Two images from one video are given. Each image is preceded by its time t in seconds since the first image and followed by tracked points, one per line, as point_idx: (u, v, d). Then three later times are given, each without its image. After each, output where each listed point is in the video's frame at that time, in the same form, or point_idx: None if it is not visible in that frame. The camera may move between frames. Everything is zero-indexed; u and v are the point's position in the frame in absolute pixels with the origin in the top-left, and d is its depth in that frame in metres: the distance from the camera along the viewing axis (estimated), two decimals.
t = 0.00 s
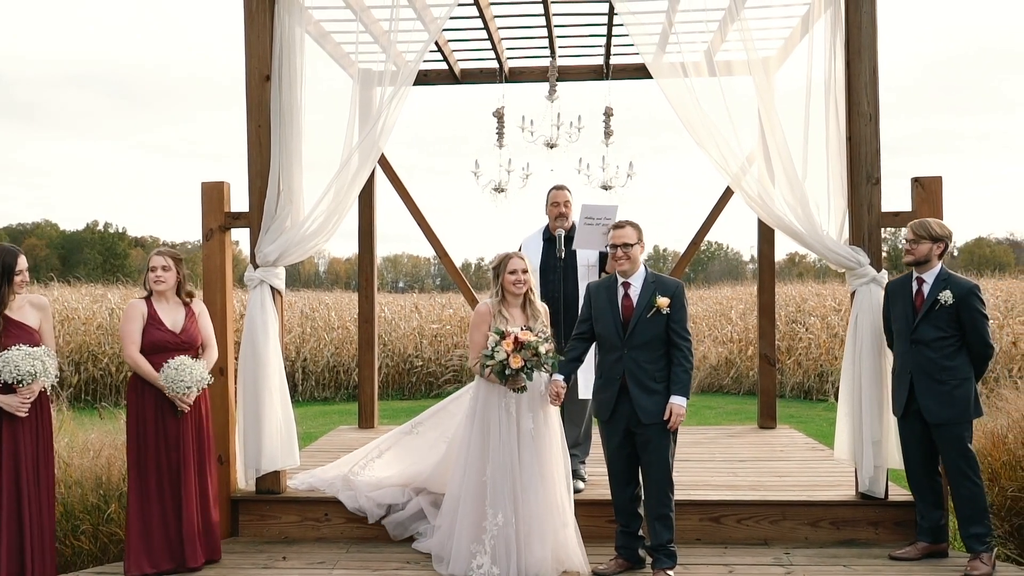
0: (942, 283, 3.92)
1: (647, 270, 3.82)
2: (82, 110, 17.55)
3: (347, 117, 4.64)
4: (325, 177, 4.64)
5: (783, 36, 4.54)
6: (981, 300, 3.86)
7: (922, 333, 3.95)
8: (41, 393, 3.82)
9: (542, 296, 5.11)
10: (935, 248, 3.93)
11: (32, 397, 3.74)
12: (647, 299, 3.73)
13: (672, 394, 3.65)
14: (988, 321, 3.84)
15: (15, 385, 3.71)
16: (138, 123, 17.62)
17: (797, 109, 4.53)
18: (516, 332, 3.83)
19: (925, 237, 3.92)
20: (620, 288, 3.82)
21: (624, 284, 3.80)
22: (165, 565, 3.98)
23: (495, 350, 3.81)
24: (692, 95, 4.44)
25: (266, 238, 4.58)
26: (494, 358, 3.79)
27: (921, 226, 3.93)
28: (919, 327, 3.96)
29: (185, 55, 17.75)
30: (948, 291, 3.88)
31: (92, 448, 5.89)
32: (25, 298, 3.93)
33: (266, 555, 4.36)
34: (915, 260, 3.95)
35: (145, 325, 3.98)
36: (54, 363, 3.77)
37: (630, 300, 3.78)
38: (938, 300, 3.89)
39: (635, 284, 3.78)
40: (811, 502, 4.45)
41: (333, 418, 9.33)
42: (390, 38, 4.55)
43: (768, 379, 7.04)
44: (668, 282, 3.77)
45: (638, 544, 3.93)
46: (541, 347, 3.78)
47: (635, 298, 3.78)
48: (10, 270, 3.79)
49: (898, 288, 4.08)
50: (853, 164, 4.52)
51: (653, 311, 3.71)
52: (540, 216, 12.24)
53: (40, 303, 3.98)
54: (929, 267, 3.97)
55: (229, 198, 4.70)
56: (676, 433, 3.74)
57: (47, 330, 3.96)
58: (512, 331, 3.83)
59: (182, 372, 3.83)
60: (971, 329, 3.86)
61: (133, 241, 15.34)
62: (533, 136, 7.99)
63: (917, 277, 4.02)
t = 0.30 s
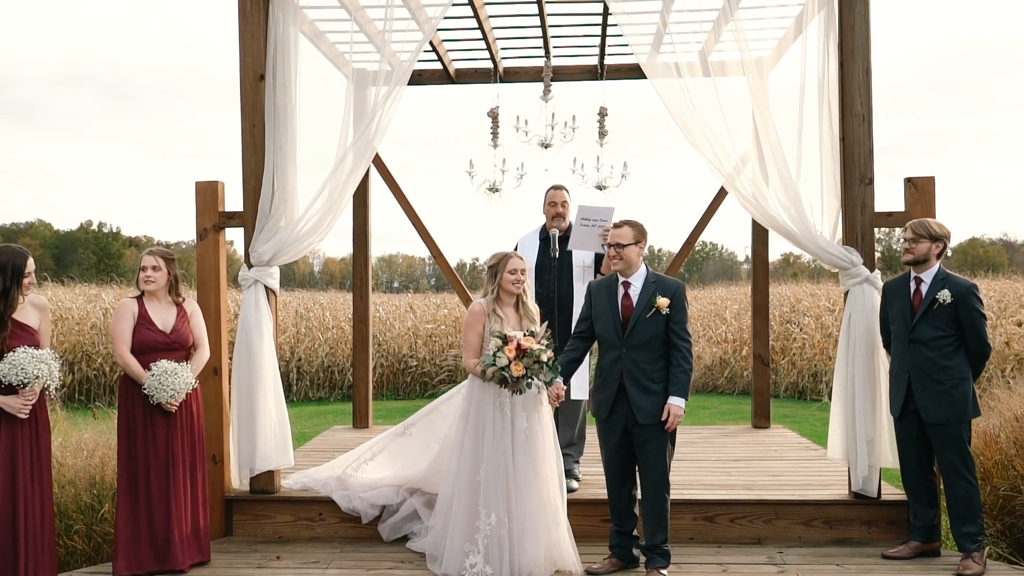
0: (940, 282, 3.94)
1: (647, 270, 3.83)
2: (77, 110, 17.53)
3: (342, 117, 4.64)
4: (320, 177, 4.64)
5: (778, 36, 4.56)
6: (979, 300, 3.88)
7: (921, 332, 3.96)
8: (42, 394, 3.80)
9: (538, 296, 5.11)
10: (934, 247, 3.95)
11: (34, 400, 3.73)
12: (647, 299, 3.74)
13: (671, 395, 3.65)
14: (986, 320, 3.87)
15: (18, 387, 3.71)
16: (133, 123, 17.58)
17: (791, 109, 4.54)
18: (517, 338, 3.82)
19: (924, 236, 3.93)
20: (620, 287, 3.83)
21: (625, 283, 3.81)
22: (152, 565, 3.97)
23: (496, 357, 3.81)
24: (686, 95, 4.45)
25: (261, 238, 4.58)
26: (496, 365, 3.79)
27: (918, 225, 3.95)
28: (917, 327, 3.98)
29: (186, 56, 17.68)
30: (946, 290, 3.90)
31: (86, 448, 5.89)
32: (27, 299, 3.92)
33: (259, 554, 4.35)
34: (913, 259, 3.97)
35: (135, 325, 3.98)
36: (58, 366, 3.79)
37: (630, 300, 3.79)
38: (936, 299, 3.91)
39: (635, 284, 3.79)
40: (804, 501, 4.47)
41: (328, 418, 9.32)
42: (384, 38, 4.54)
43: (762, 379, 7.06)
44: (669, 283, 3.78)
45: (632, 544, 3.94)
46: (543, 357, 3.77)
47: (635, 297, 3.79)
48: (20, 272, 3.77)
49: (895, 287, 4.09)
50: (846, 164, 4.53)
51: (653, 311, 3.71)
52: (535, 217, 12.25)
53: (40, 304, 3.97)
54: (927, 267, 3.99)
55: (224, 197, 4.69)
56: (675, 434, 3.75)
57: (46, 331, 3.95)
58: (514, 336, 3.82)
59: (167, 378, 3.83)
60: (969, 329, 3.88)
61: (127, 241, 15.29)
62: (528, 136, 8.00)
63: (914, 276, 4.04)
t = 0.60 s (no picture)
0: (939, 282, 3.96)
1: (649, 270, 3.83)
2: (70, 110, 17.55)
3: (334, 117, 4.63)
4: (312, 177, 4.64)
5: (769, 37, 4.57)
6: (977, 301, 3.90)
7: (920, 332, 3.99)
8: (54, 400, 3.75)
9: (530, 295, 5.12)
10: (933, 247, 3.97)
11: (47, 403, 3.68)
12: (649, 300, 3.73)
13: (669, 397, 3.64)
14: (985, 321, 3.89)
15: (32, 390, 3.66)
16: (125, 123, 17.55)
17: (783, 110, 4.56)
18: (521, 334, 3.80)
19: (923, 236, 3.95)
20: (622, 287, 3.83)
21: (626, 284, 3.81)
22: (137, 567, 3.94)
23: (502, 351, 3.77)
24: (678, 96, 4.47)
25: (253, 237, 4.57)
26: (500, 358, 3.76)
27: (917, 225, 3.97)
28: (916, 326, 4.00)
29: (185, 56, 17.50)
30: (945, 290, 3.92)
31: (78, 448, 5.89)
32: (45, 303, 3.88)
33: (253, 554, 4.35)
34: (913, 259, 3.99)
35: (126, 326, 3.97)
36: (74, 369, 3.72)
37: (631, 300, 3.79)
38: (935, 299, 3.93)
39: (637, 284, 3.79)
40: (796, 500, 4.48)
41: (321, 419, 9.32)
42: (377, 39, 4.55)
43: (754, 379, 7.08)
44: (671, 285, 3.77)
45: (624, 545, 3.94)
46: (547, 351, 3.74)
47: (636, 298, 3.79)
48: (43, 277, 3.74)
49: (894, 287, 4.11)
50: (838, 164, 4.55)
51: (653, 312, 3.71)
52: (528, 217, 12.27)
53: (55, 309, 3.92)
54: (927, 267, 4.02)
55: (216, 198, 4.69)
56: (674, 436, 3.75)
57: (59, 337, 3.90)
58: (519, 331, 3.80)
59: (161, 383, 3.82)
60: (968, 329, 3.89)
61: (118, 242, 15.38)
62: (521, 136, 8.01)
63: (913, 276, 4.06)
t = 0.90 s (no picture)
0: (941, 283, 3.97)
1: (655, 273, 3.83)
2: (66, 110, 17.56)
3: (331, 117, 4.63)
4: (308, 178, 4.63)
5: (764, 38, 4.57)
6: (979, 303, 3.91)
7: (919, 333, 4.00)
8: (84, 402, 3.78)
9: (526, 296, 5.13)
10: (936, 248, 3.97)
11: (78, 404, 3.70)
12: (654, 303, 3.73)
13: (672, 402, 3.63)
14: (986, 323, 3.89)
15: (63, 390, 3.67)
16: (121, 123, 17.51)
17: (779, 111, 4.56)
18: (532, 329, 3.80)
19: (926, 237, 3.96)
20: (628, 289, 3.83)
21: (632, 285, 3.81)
22: (131, 568, 3.93)
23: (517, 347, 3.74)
24: (674, 97, 4.47)
25: (249, 238, 4.56)
26: (516, 355, 3.72)
27: (921, 227, 3.98)
28: (916, 327, 4.01)
29: (185, 56, 17.16)
30: (947, 291, 3.93)
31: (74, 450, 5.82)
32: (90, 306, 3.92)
33: (249, 555, 4.35)
34: (915, 259, 3.99)
35: (122, 326, 3.95)
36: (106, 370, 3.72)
37: (637, 302, 3.79)
38: (936, 300, 3.94)
39: (642, 287, 3.80)
40: (791, 501, 4.49)
41: (316, 419, 9.30)
42: (373, 39, 4.54)
43: (750, 380, 7.09)
44: (676, 287, 3.76)
45: (616, 547, 3.94)
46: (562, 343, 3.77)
47: (641, 300, 3.79)
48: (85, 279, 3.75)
49: (898, 288, 4.13)
50: (833, 165, 4.56)
51: (658, 315, 3.71)
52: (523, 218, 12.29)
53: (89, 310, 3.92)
54: (930, 267, 4.02)
55: (212, 198, 4.68)
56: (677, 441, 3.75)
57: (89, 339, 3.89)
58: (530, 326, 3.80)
59: (160, 384, 3.81)
60: (968, 331, 3.90)
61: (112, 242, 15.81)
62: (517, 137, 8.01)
63: (916, 277, 4.07)
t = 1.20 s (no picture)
0: (942, 284, 3.98)
1: (654, 273, 3.83)
2: (62, 110, 17.54)
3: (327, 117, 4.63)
4: (305, 178, 4.63)
5: (760, 39, 4.58)
6: (979, 303, 3.91)
7: (919, 332, 4.01)
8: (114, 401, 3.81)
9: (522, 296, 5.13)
10: (938, 248, 3.96)
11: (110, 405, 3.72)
12: (653, 304, 3.73)
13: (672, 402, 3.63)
14: (986, 324, 3.89)
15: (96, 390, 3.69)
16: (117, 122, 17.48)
17: (775, 111, 4.57)
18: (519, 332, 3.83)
19: (928, 237, 3.96)
20: (628, 288, 3.84)
21: (632, 286, 3.81)
22: (131, 568, 3.93)
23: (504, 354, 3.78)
24: (669, 97, 4.48)
25: (245, 238, 4.57)
26: (507, 362, 3.77)
27: (922, 226, 3.99)
28: (916, 327, 4.02)
29: (185, 56, 17.29)
30: (948, 292, 3.93)
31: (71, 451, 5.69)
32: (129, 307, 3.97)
33: (245, 555, 4.35)
34: (916, 259, 4.00)
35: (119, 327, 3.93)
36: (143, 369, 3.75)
37: (636, 302, 3.80)
38: (937, 300, 3.94)
39: (641, 287, 3.80)
40: (787, 500, 4.50)
41: (313, 419, 9.29)
42: (369, 39, 4.55)
43: (746, 379, 7.10)
44: (676, 287, 3.77)
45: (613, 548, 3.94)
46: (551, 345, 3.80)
47: (641, 301, 3.79)
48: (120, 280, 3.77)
49: (898, 287, 4.14)
50: (829, 166, 4.58)
51: (658, 316, 3.71)
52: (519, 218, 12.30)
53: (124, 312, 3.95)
54: (930, 267, 4.02)
55: (208, 198, 4.69)
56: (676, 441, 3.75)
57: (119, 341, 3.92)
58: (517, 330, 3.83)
59: (162, 384, 3.80)
60: (968, 331, 3.91)
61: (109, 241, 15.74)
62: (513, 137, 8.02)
63: (917, 277, 4.07)
